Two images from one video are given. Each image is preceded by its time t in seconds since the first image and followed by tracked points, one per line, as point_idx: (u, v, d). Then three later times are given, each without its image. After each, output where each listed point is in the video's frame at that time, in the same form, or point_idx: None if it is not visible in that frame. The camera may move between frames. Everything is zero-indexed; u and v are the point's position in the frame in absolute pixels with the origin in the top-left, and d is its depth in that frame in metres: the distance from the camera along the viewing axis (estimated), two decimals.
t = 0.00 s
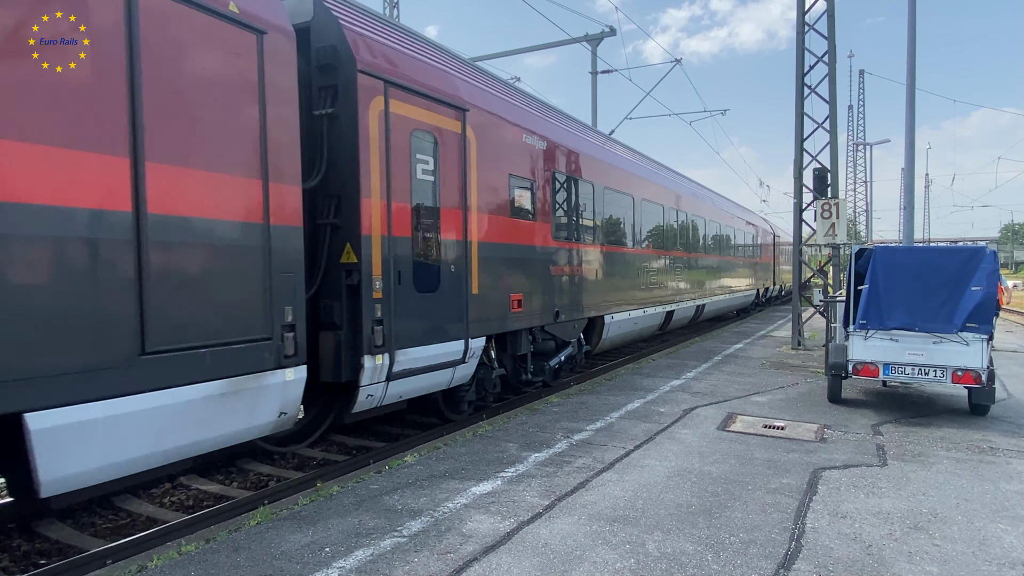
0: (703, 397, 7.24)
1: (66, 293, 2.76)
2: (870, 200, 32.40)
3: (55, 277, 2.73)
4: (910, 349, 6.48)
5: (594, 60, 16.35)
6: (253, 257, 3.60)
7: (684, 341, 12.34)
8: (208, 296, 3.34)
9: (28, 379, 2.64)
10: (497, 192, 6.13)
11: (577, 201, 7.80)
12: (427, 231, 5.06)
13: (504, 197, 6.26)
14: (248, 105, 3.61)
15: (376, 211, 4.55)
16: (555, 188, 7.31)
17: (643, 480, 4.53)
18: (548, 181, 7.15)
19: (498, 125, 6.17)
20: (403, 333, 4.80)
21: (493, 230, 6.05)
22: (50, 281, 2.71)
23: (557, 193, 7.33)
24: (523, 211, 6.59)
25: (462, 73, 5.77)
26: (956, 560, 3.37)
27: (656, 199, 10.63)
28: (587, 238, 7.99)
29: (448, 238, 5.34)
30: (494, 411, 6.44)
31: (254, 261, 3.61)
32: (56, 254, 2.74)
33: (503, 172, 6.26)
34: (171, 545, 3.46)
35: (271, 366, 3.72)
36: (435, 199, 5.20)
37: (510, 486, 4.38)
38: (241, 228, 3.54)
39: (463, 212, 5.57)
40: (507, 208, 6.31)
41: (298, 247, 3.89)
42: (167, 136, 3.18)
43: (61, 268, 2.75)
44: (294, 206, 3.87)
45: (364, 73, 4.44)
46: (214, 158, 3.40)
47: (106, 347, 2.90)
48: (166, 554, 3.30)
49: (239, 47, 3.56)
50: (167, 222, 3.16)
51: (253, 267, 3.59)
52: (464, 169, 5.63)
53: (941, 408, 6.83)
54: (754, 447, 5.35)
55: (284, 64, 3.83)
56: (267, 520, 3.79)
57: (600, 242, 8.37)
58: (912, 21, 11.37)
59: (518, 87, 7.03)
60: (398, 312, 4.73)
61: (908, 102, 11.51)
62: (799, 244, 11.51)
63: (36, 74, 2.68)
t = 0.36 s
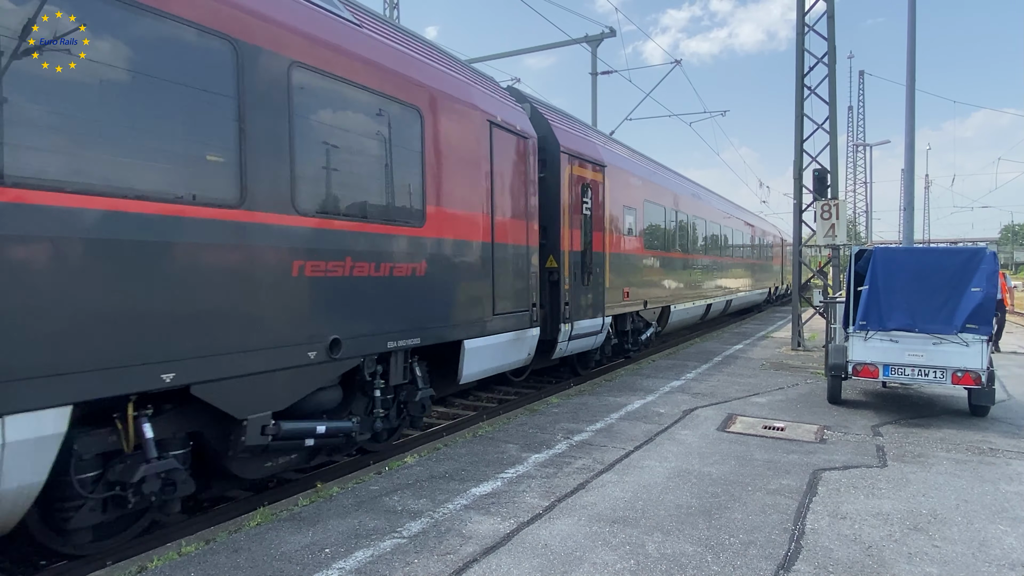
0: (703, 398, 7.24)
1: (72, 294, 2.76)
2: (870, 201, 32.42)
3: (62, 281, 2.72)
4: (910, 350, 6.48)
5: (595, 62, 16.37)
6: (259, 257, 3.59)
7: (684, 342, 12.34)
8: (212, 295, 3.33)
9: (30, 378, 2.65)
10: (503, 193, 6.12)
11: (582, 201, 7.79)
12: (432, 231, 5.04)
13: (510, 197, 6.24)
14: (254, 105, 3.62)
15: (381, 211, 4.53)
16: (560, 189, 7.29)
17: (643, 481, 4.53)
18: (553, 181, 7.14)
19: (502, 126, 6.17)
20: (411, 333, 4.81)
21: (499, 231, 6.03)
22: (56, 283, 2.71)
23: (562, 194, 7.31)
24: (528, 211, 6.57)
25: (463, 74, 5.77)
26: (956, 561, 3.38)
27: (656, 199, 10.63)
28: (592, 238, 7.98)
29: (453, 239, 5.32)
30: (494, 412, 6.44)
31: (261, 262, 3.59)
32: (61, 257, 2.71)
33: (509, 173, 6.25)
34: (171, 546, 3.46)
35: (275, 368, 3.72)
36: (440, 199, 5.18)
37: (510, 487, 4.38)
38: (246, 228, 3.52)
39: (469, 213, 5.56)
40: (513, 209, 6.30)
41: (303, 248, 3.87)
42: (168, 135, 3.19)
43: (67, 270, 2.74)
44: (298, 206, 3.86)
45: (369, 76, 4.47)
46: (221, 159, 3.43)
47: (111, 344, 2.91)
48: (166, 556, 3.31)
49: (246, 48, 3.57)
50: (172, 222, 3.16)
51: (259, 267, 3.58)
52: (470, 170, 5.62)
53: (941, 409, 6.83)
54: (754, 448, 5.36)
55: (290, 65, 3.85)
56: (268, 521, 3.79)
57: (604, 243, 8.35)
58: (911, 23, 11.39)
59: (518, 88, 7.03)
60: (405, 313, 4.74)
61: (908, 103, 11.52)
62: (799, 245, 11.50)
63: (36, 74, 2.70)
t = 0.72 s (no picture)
0: (703, 398, 7.25)
1: (72, 295, 2.77)
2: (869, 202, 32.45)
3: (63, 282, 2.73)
4: (909, 351, 6.49)
5: (595, 63, 16.40)
6: (260, 258, 3.60)
7: (683, 343, 12.35)
8: (213, 295, 3.33)
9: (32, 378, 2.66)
10: (503, 193, 6.12)
11: (584, 201, 7.78)
12: (431, 231, 5.04)
13: (511, 197, 6.25)
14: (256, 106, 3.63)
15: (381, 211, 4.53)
16: (562, 189, 7.29)
17: (643, 481, 4.53)
18: (554, 181, 7.14)
19: (503, 126, 6.17)
20: (409, 333, 4.81)
21: (500, 231, 6.03)
22: (55, 283, 2.71)
23: (564, 194, 7.31)
24: (529, 211, 6.57)
25: (463, 74, 5.77)
26: (955, 562, 3.38)
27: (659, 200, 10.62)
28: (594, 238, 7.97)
29: (453, 239, 5.32)
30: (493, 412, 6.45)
31: (261, 262, 3.60)
32: (60, 257, 2.72)
33: (509, 173, 6.25)
34: (170, 546, 3.46)
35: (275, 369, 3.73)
36: (440, 199, 5.18)
37: (509, 487, 4.39)
38: (247, 227, 3.53)
39: (468, 213, 5.56)
40: (514, 209, 6.30)
41: (302, 248, 3.87)
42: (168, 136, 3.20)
43: (67, 271, 2.75)
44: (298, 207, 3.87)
45: (371, 77, 4.47)
46: (222, 160, 3.44)
47: (112, 344, 2.91)
48: (166, 556, 3.31)
49: (249, 49, 3.58)
50: (172, 222, 3.16)
51: (259, 266, 3.59)
52: (470, 170, 5.62)
53: (941, 410, 6.84)
54: (753, 448, 5.36)
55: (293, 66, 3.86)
56: (267, 521, 3.79)
57: (606, 243, 8.34)
58: (911, 24, 11.41)
59: (519, 89, 7.03)
60: (404, 313, 4.75)
61: (907, 104, 11.53)
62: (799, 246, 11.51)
63: (36, 74, 2.70)
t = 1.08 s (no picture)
0: (703, 399, 7.24)
1: (72, 295, 2.78)
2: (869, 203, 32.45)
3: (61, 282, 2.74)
4: (908, 352, 6.49)
5: (594, 64, 16.41)
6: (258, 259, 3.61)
7: (683, 343, 12.35)
8: (211, 296, 3.34)
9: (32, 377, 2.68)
10: (501, 195, 6.13)
11: (582, 202, 7.78)
12: (429, 232, 5.05)
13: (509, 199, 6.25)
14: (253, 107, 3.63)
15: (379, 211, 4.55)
16: (560, 190, 7.29)
17: (643, 482, 4.53)
18: (552, 182, 7.14)
19: (501, 127, 6.18)
20: (407, 334, 4.82)
21: (497, 232, 6.03)
22: (54, 284, 2.72)
23: (562, 196, 7.30)
24: (527, 212, 6.57)
25: (462, 76, 5.78)
26: (953, 563, 3.38)
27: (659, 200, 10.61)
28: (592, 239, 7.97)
29: (450, 240, 5.32)
30: (493, 412, 6.45)
31: (260, 263, 3.61)
32: (61, 257, 2.73)
33: (507, 174, 6.25)
34: (170, 547, 3.47)
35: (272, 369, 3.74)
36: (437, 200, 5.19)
37: (508, 488, 4.39)
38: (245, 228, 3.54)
39: (466, 215, 5.56)
40: (512, 210, 6.30)
41: (299, 249, 3.88)
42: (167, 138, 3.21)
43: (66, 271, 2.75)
44: (296, 207, 3.88)
45: (369, 78, 4.49)
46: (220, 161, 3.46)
47: (110, 344, 2.93)
48: (165, 556, 3.31)
49: (247, 52, 3.59)
50: (170, 223, 3.17)
51: (257, 267, 3.60)
52: (467, 171, 5.62)
53: (940, 411, 6.84)
54: (753, 449, 5.36)
55: (290, 66, 3.87)
56: (266, 522, 3.79)
57: (604, 244, 8.33)
58: (910, 25, 11.42)
59: (518, 90, 7.03)
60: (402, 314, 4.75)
61: (906, 105, 11.54)
62: (798, 247, 11.52)
63: (36, 73, 2.71)
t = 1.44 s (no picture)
0: (702, 400, 7.24)
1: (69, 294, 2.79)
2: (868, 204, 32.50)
3: (56, 280, 2.75)
4: (908, 353, 6.49)
5: (594, 65, 16.44)
6: (254, 260, 3.61)
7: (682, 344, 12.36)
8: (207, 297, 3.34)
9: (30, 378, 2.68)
10: (498, 197, 6.12)
11: (578, 204, 7.78)
12: (426, 233, 5.04)
13: (506, 200, 6.24)
14: (250, 108, 3.63)
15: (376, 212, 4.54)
16: (557, 192, 7.29)
17: (642, 483, 4.53)
18: (549, 184, 7.13)
19: (498, 129, 6.18)
20: (404, 335, 4.80)
21: (494, 233, 6.02)
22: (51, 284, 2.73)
23: (558, 197, 7.30)
24: (524, 214, 6.56)
25: (460, 77, 5.77)
26: (953, 563, 3.38)
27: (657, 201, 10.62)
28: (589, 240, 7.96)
29: (447, 241, 5.31)
30: (492, 413, 6.45)
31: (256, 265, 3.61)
32: (58, 257, 2.75)
33: (504, 176, 6.24)
34: (169, 547, 3.46)
35: (269, 369, 3.72)
36: (434, 202, 5.18)
37: (508, 489, 4.39)
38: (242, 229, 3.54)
39: (463, 217, 5.55)
40: (508, 212, 6.29)
41: (296, 250, 3.87)
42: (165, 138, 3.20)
43: (63, 271, 2.77)
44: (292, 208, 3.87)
45: (366, 79, 4.48)
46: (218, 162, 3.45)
47: (108, 344, 2.93)
48: (165, 557, 3.30)
49: (242, 54, 3.59)
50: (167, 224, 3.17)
51: (253, 268, 3.60)
52: (464, 173, 5.61)
53: (939, 411, 6.84)
54: (752, 450, 5.36)
55: (287, 68, 3.86)
56: (265, 523, 3.78)
57: (601, 246, 8.32)
58: (910, 26, 11.43)
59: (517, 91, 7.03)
60: (400, 315, 4.75)
61: (905, 106, 11.55)
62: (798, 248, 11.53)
63: (35, 73, 2.75)
